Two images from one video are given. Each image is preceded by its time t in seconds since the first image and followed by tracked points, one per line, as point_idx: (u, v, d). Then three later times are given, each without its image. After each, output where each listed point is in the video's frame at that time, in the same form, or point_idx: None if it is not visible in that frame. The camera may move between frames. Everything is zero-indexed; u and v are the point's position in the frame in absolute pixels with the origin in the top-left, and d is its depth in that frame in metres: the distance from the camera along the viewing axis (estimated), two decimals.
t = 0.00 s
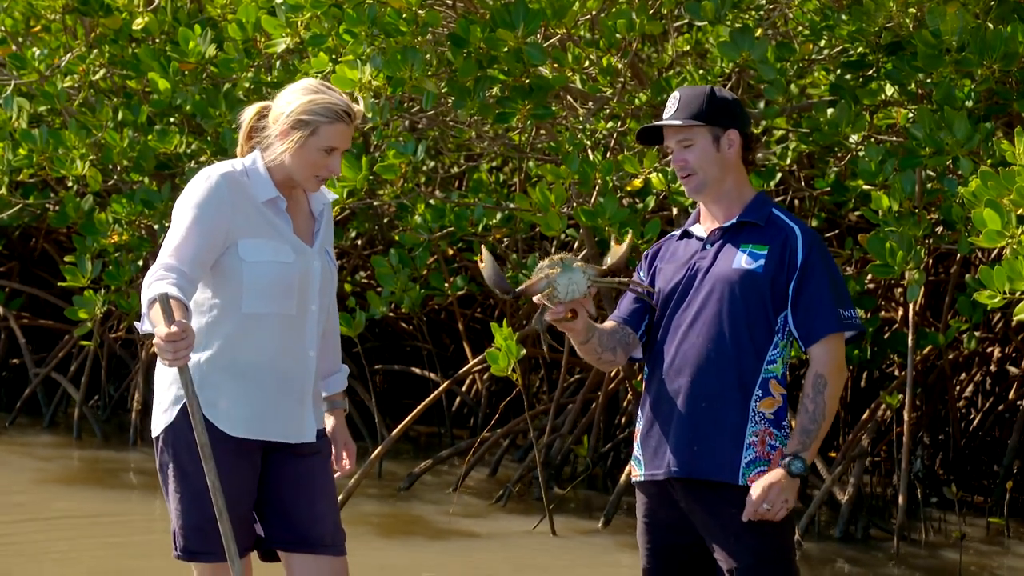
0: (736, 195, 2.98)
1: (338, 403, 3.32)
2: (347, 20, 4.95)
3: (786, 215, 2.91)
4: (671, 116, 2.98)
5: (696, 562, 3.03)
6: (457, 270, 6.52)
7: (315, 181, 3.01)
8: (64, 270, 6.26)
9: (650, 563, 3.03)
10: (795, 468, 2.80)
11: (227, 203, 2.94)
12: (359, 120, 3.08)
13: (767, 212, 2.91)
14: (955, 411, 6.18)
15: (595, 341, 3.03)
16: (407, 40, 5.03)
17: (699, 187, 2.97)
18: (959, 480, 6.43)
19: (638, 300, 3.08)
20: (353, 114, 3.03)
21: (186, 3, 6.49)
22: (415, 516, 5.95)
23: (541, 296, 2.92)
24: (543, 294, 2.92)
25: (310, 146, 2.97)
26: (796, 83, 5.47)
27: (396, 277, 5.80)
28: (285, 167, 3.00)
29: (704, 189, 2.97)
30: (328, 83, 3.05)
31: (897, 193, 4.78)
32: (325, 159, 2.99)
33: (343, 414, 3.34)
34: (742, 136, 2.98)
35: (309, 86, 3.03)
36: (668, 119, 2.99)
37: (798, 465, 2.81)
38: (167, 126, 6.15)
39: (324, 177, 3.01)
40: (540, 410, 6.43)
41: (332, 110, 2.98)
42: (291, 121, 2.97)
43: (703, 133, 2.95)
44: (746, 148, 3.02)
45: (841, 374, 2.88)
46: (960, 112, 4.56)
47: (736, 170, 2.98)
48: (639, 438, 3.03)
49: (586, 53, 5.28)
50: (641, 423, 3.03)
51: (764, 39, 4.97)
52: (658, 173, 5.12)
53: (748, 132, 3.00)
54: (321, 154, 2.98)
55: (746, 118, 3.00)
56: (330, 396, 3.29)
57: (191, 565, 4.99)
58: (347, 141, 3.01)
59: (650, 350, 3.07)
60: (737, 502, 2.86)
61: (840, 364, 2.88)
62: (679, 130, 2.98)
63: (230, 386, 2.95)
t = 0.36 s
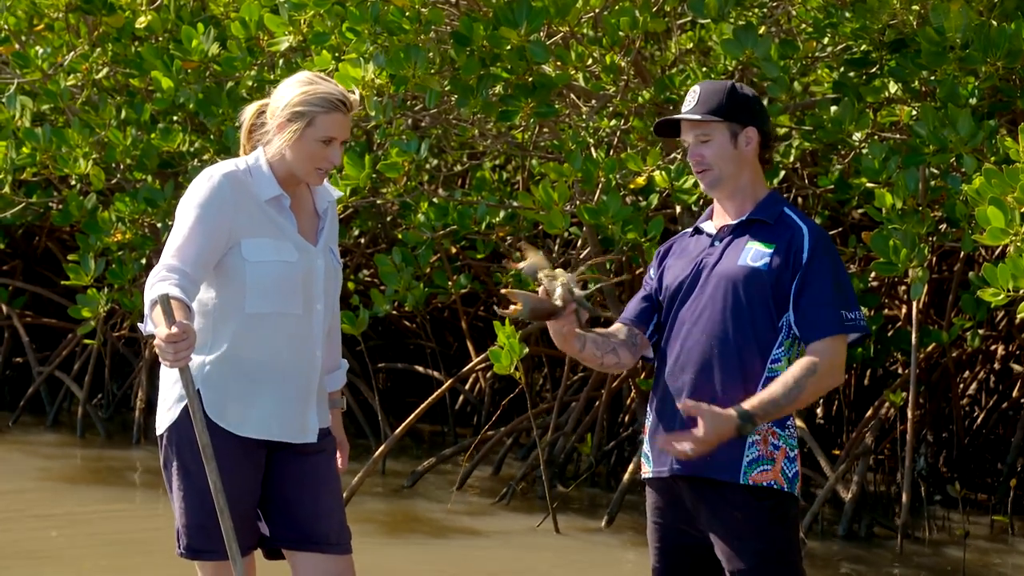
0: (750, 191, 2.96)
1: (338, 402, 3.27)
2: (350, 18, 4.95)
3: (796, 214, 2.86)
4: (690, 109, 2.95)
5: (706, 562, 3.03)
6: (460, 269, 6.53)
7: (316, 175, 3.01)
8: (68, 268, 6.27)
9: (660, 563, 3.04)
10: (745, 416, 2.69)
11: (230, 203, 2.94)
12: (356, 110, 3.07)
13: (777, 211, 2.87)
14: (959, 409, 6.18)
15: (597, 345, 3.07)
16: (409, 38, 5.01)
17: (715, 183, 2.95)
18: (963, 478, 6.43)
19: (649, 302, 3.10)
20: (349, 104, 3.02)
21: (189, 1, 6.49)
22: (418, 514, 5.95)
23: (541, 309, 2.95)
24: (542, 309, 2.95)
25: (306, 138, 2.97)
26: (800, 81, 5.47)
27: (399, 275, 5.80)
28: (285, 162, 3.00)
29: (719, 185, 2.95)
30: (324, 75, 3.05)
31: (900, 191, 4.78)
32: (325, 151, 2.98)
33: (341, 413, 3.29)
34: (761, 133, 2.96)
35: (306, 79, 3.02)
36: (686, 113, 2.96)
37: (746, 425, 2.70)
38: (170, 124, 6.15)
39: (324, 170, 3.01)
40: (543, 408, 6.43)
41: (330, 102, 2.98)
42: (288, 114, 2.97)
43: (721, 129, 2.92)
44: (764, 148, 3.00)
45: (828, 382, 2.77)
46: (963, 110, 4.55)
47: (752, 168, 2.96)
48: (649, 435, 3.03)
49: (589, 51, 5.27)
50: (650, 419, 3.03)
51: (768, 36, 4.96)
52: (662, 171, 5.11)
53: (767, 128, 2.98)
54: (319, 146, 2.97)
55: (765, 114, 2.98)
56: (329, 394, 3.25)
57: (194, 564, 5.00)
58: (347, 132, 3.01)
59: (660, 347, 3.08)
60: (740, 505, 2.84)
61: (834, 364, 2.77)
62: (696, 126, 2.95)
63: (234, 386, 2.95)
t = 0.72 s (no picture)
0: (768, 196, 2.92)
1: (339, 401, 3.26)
2: (346, 18, 4.95)
3: (812, 220, 2.80)
4: (710, 113, 2.92)
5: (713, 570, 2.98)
6: (456, 269, 6.53)
7: (317, 172, 3.02)
8: (64, 269, 6.27)
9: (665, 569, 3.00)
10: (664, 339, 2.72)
11: (231, 204, 2.94)
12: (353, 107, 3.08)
13: (790, 216, 2.82)
14: (955, 410, 6.19)
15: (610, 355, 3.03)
16: (406, 38, 5.04)
17: (733, 187, 2.92)
18: (958, 478, 6.44)
19: (665, 309, 3.08)
20: (347, 100, 3.03)
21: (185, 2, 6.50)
22: (415, 515, 5.94)
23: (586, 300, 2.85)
24: (586, 300, 2.85)
25: (306, 136, 2.98)
26: (796, 81, 5.48)
27: (395, 275, 5.80)
28: (286, 161, 3.01)
29: (736, 189, 2.91)
30: (320, 73, 3.06)
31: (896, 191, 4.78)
32: (324, 148, 2.99)
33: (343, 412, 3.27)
34: (781, 138, 2.92)
35: (302, 78, 3.03)
36: (706, 116, 2.92)
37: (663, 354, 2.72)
38: (166, 124, 6.15)
39: (324, 167, 3.02)
40: (539, 408, 6.43)
41: (326, 98, 2.99)
42: (286, 114, 2.98)
43: (739, 133, 2.89)
44: (785, 153, 2.96)
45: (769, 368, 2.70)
46: (960, 111, 4.56)
47: (771, 172, 2.92)
48: (657, 435, 2.97)
49: (586, 51, 5.27)
50: (658, 423, 2.98)
51: (763, 37, 4.97)
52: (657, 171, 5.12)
53: (788, 132, 2.93)
54: (319, 143, 2.99)
55: (786, 117, 2.94)
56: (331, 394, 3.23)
57: (191, 564, 4.99)
58: (344, 128, 3.02)
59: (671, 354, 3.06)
60: (741, 515, 2.80)
61: (786, 352, 2.70)
62: (714, 129, 2.91)
63: (233, 387, 2.95)
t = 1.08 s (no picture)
0: (786, 196, 2.89)
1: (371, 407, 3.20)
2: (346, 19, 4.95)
3: (824, 223, 2.78)
4: (725, 113, 2.90)
5: None
6: (457, 269, 6.54)
7: (355, 167, 3.03)
8: (65, 269, 6.28)
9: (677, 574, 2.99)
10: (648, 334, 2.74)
11: (266, 203, 2.95)
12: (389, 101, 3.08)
13: (802, 218, 2.81)
14: (956, 410, 6.19)
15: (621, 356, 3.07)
16: (406, 38, 5.03)
17: (748, 187, 2.89)
18: (959, 478, 6.44)
19: (683, 312, 3.06)
20: (380, 92, 3.03)
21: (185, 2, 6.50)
22: (416, 515, 5.94)
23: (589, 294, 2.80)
24: (589, 294, 2.80)
25: (340, 130, 2.98)
26: (797, 81, 5.48)
27: (396, 275, 5.81)
28: (324, 159, 3.02)
29: (752, 190, 2.89)
30: (354, 68, 3.06)
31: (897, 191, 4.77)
32: (360, 142, 2.99)
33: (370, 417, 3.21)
34: (798, 137, 2.86)
35: (337, 74, 3.04)
36: (721, 117, 2.91)
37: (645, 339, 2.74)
38: (167, 125, 6.16)
39: (362, 162, 3.02)
40: (540, 408, 6.43)
41: (360, 93, 2.99)
42: (320, 109, 2.99)
43: (753, 133, 2.86)
44: (807, 153, 2.90)
45: (747, 364, 2.68)
46: (960, 110, 4.55)
47: (789, 172, 2.88)
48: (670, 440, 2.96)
49: (586, 51, 5.27)
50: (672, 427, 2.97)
51: (764, 37, 4.97)
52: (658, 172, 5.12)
53: (808, 132, 2.88)
54: (355, 137, 2.99)
55: (806, 116, 2.89)
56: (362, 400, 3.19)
57: (191, 565, 4.99)
58: (380, 121, 3.02)
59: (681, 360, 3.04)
60: (748, 521, 2.78)
61: (769, 351, 2.69)
62: (729, 129, 2.90)
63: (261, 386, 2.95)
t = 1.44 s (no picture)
0: (789, 204, 2.88)
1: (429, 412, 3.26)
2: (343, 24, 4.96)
3: (824, 228, 2.78)
4: (729, 119, 2.89)
5: None
6: (453, 274, 6.55)
7: (399, 170, 3.03)
8: (60, 274, 6.28)
9: None
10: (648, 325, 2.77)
11: (311, 203, 2.95)
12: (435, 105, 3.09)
13: (804, 224, 2.81)
14: (951, 415, 6.19)
15: (629, 360, 3.05)
16: (402, 44, 5.04)
17: (751, 194, 2.89)
18: (955, 484, 6.45)
19: (688, 317, 3.06)
20: (425, 96, 3.04)
21: (181, 7, 6.51)
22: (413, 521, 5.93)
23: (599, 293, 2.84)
24: (599, 291, 2.84)
25: (385, 132, 2.99)
26: (792, 87, 5.49)
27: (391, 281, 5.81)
28: (369, 162, 3.02)
29: (756, 196, 2.88)
30: (400, 71, 3.07)
31: (893, 198, 4.77)
32: (404, 145, 3.00)
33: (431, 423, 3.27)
34: (801, 144, 2.86)
35: (382, 76, 3.05)
36: (725, 123, 2.90)
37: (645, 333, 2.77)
38: (163, 130, 6.16)
39: (407, 164, 3.03)
40: (537, 414, 6.43)
41: (405, 95, 3.00)
42: (366, 110, 3.00)
43: (757, 140, 2.85)
44: (811, 159, 2.89)
45: (736, 370, 2.69)
46: (956, 116, 4.56)
47: (792, 179, 2.87)
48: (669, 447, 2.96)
49: (582, 57, 5.28)
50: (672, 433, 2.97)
51: (760, 43, 4.98)
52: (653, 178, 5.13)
53: (813, 139, 2.87)
54: (399, 139, 2.99)
55: (810, 123, 2.87)
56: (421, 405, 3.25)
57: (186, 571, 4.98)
58: (425, 125, 3.02)
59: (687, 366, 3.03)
60: (747, 530, 2.78)
61: (762, 359, 2.69)
62: (733, 135, 2.89)
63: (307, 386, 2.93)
